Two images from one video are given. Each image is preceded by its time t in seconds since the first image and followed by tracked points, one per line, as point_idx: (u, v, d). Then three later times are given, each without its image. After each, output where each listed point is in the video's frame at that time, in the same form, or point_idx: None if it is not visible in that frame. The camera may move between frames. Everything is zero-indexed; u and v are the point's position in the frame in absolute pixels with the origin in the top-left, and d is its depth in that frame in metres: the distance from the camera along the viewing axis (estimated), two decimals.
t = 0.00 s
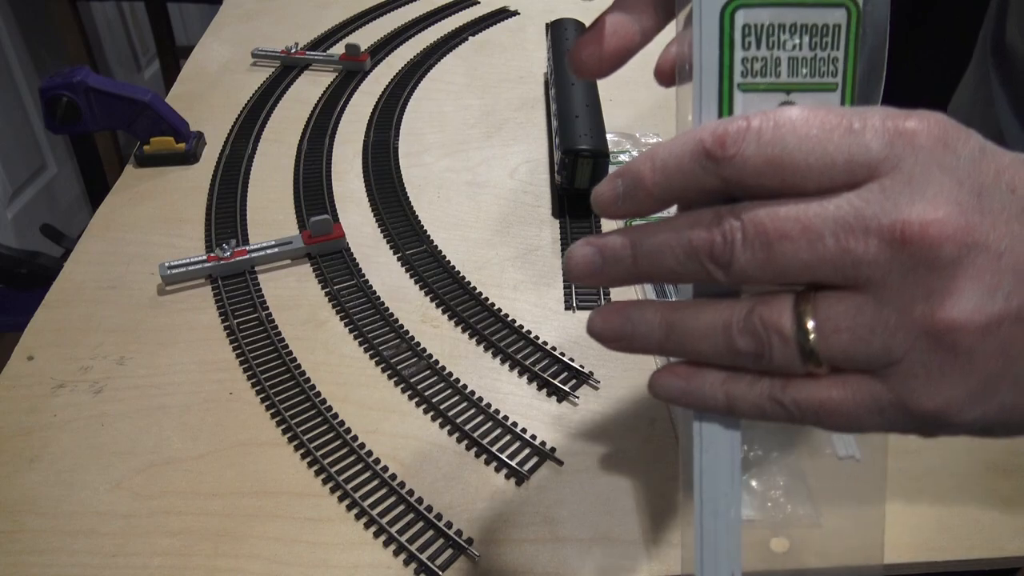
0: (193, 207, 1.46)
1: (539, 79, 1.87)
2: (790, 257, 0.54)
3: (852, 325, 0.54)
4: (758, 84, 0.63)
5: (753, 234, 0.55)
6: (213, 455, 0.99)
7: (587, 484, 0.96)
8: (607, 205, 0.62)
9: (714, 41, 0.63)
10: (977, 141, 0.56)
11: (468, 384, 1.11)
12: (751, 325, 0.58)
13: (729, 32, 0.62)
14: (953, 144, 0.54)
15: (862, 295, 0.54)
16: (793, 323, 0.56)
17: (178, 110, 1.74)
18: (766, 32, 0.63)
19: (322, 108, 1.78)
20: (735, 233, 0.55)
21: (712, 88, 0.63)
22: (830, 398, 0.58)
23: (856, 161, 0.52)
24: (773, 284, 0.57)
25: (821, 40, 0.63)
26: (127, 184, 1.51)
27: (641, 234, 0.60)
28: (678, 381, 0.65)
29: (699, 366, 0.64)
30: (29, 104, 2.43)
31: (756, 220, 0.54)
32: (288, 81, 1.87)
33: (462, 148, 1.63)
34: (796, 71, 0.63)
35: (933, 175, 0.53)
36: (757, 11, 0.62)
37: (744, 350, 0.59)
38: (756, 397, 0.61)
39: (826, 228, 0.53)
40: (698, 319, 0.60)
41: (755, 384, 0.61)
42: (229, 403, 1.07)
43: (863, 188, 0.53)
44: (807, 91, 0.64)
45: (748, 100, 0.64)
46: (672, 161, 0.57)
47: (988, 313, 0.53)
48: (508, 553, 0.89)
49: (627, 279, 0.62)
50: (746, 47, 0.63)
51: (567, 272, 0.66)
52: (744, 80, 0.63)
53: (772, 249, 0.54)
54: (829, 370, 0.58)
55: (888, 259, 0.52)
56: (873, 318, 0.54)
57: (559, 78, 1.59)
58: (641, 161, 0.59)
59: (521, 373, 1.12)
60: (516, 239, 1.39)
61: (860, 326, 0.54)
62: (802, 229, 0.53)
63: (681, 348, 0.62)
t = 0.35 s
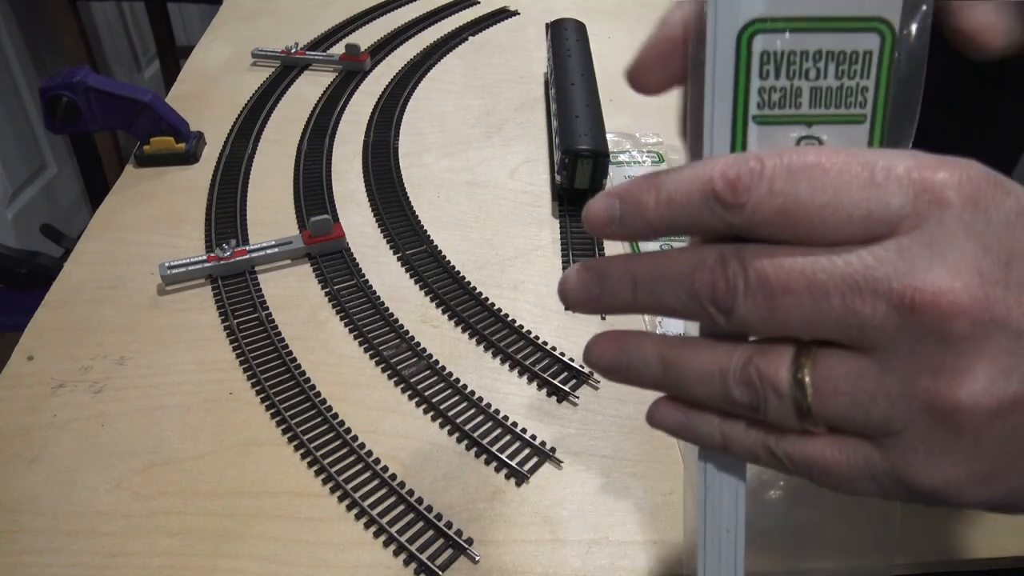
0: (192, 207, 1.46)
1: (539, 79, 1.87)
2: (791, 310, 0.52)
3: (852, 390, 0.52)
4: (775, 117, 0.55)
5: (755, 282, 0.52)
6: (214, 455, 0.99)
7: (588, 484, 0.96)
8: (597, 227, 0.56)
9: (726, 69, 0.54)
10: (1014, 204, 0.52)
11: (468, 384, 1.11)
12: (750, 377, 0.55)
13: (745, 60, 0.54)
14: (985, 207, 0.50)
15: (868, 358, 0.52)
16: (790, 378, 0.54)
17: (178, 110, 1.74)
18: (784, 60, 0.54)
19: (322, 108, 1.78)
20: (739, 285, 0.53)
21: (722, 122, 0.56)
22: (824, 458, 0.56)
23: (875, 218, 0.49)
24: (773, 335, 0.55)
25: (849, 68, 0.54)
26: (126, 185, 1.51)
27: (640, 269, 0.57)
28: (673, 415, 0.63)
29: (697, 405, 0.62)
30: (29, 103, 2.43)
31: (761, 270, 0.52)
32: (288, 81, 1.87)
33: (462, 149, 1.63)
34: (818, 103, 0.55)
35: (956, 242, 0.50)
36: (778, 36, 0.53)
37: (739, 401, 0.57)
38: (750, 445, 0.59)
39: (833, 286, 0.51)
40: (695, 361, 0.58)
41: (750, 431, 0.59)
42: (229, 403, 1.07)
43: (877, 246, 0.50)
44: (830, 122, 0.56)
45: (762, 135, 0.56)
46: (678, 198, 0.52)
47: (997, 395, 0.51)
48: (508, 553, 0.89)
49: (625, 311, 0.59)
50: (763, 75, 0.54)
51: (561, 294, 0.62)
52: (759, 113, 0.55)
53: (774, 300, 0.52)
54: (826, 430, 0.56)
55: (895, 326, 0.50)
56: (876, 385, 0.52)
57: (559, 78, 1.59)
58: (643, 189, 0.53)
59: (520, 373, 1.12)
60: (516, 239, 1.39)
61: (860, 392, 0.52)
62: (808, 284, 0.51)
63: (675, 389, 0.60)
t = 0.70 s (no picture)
0: (192, 207, 1.46)
1: (539, 79, 1.87)
2: (813, 224, 0.54)
3: (875, 294, 0.54)
4: (772, 68, 0.58)
5: (776, 200, 0.55)
6: (214, 455, 0.99)
7: (587, 484, 0.96)
8: (610, 175, 0.58)
9: (721, 23, 0.57)
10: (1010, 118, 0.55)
11: (468, 384, 1.11)
12: (776, 298, 0.58)
13: (738, 16, 0.57)
14: (989, 114, 0.54)
15: (888, 262, 0.54)
16: (814, 295, 0.56)
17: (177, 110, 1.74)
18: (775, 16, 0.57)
19: (322, 108, 1.78)
20: (762, 205, 0.55)
21: (723, 75, 0.58)
22: (855, 372, 0.58)
23: (881, 129, 0.53)
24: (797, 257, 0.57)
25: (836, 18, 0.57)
26: (126, 185, 1.51)
27: (658, 209, 0.59)
28: (707, 353, 0.65)
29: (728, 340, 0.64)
30: (28, 103, 2.43)
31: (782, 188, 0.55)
32: (288, 81, 1.87)
33: (462, 149, 1.63)
34: (811, 52, 0.58)
35: (965, 147, 0.53)
36: None
37: (768, 324, 0.59)
38: (783, 372, 0.61)
39: (851, 194, 0.53)
40: (725, 292, 0.60)
41: (782, 358, 0.61)
42: (230, 403, 1.07)
43: (890, 154, 0.53)
44: (825, 71, 0.58)
45: (762, 85, 0.58)
46: (694, 135, 0.55)
47: None
48: (508, 553, 0.89)
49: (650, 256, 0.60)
50: (757, 29, 0.57)
51: (580, 254, 0.64)
52: (756, 64, 0.58)
53: (796, 215, 0.54)
54: (856, 343, 0.58)
55: (911, 224, 0.52)
56: (899, 286, 0.54)
57: (559, 78, 1.59)
58: (655, 132, 0.56)
59: (520, 373, 1.12)
60: (516, 239, 1.38)
61: (884, 294, 0.54)
62: (826, 193, 0.53)
63: (705, 324, 0.62)
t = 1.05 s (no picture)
0: (192, 207, 1.46)
1: (539, 79, 1.87)
2: (787, 163, 0.55)
3: (847, 230, 0.55)
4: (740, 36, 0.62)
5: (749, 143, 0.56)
6: (213, 454, 0.99)
7: (587, 484, 0.96)
8: (590, 126, 0.59)
9: None
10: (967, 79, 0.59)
11: (468, 384, 1.11)
12: (752, 245, 0.58)
13: None
14: (943, 65, 0.58)
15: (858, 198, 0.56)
16: (788, 237, 0.57)
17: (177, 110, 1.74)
18: None
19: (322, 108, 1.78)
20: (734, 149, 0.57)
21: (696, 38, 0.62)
22: (832, 312, 0.58)
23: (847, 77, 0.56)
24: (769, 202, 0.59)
25: None
26: (126, 185, 1.51)
27: (635, 161, 0.61)
28: (690, 313, 0.65)
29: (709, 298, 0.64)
30: (29, 103, 2.43)
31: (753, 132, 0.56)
32: (288, 81, 1.87)
33: (462, 149, 1.63)
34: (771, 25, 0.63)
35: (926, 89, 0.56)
36: None
37: (745, 273, 0.59)
38: (762, 321, 0.61)
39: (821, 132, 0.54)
40: (702, 247, 0.61)
41: (760, 307, 0.62)
42: (229, 403, 1.07)
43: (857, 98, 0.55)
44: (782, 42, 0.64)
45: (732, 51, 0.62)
46: (671, 87, 0.57)
47: (985, 210, 0.55)
48: (509, 553, 0.89)
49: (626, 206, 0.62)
50: None
51: (555, 206, 0.65)
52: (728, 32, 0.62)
53: (770, 157, 0.55)
54: (831, 285, 0.58)
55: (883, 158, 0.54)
56: (871, 218, 0.55)
57: (559, 78, 1.59)
58: (631, 84, 0.58)
59: (520, 373, 1.12)
60: (516, 239, 1.38)
61: (857, 228, 0.55)
62: (798, 134, 0.55)
63: (686, 281, 0.62)
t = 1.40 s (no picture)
0: (193, 207, 1.46)
1: (539, 78, 1.87)
2: (783, 139, 0.57)
3: (839, 210, 0.58)
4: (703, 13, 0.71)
5: (745, 116, 0.58)
6: (215, 454, 0.99)
7: (589, 482, 0.96)
8: (586, 84, 0.61)
9: None
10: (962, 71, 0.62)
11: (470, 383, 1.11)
12: (740, 222, 0.60)
13: None
14: (938, 61, 0.61)
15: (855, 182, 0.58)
16: (781, 218, 0.59)
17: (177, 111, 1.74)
18: None
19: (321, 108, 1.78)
20: (727, 120, 0.58)
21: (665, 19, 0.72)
22: (828, 295, 0.61)
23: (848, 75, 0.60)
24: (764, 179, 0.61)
25: None
26: (126, 185, 1.51)
27: (619, 126, 0.61)
28: (682, 302, 0.66)
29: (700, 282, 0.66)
30: (28, 105, 2.43)
31: (750, 106, 0.58)
32: (287, 81, 1.87)
33: (462, 148, 1.63)
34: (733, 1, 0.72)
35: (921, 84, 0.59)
36: None
37: (732, 249, 0.61)
38: (758, 306, 0.64)
39: (820, 113, 0.57)
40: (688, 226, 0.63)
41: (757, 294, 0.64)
42: (231, 402, 1.07)
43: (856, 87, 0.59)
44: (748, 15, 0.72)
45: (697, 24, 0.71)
46: (674, 55, 0.61)
47: (976, 197, 0.58)
48: (511, 551, 0.89)
49: (608, 174, 0.62)
50: None
51: (529, 168, 0.65)
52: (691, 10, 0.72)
53: (765, 130, 0.57)
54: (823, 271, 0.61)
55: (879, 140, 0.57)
56: (861, 200, 0.58)
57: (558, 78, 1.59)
58: (633, 49, 0.61)
59: (521, 372, 1.12)
60: (517, 238, 1.39)
61: (846, 209, 0.58)
62: (796, 113, 0.57)
63: (670, 257, 0.64)
